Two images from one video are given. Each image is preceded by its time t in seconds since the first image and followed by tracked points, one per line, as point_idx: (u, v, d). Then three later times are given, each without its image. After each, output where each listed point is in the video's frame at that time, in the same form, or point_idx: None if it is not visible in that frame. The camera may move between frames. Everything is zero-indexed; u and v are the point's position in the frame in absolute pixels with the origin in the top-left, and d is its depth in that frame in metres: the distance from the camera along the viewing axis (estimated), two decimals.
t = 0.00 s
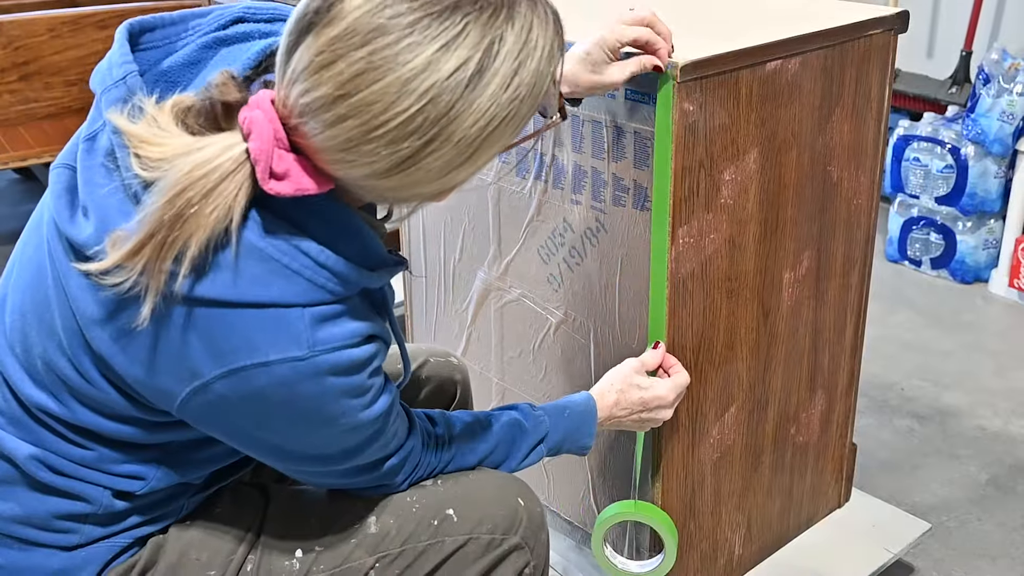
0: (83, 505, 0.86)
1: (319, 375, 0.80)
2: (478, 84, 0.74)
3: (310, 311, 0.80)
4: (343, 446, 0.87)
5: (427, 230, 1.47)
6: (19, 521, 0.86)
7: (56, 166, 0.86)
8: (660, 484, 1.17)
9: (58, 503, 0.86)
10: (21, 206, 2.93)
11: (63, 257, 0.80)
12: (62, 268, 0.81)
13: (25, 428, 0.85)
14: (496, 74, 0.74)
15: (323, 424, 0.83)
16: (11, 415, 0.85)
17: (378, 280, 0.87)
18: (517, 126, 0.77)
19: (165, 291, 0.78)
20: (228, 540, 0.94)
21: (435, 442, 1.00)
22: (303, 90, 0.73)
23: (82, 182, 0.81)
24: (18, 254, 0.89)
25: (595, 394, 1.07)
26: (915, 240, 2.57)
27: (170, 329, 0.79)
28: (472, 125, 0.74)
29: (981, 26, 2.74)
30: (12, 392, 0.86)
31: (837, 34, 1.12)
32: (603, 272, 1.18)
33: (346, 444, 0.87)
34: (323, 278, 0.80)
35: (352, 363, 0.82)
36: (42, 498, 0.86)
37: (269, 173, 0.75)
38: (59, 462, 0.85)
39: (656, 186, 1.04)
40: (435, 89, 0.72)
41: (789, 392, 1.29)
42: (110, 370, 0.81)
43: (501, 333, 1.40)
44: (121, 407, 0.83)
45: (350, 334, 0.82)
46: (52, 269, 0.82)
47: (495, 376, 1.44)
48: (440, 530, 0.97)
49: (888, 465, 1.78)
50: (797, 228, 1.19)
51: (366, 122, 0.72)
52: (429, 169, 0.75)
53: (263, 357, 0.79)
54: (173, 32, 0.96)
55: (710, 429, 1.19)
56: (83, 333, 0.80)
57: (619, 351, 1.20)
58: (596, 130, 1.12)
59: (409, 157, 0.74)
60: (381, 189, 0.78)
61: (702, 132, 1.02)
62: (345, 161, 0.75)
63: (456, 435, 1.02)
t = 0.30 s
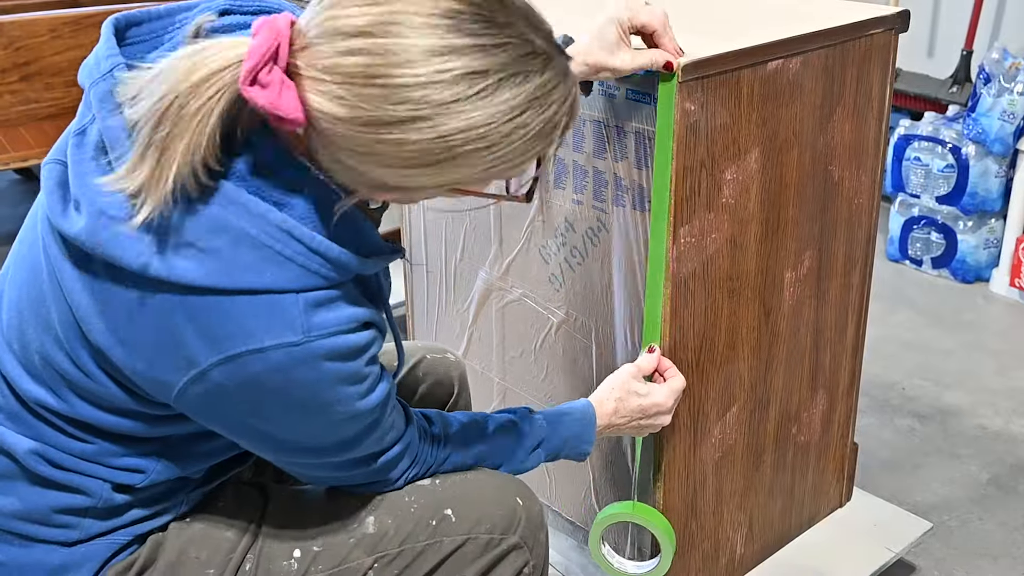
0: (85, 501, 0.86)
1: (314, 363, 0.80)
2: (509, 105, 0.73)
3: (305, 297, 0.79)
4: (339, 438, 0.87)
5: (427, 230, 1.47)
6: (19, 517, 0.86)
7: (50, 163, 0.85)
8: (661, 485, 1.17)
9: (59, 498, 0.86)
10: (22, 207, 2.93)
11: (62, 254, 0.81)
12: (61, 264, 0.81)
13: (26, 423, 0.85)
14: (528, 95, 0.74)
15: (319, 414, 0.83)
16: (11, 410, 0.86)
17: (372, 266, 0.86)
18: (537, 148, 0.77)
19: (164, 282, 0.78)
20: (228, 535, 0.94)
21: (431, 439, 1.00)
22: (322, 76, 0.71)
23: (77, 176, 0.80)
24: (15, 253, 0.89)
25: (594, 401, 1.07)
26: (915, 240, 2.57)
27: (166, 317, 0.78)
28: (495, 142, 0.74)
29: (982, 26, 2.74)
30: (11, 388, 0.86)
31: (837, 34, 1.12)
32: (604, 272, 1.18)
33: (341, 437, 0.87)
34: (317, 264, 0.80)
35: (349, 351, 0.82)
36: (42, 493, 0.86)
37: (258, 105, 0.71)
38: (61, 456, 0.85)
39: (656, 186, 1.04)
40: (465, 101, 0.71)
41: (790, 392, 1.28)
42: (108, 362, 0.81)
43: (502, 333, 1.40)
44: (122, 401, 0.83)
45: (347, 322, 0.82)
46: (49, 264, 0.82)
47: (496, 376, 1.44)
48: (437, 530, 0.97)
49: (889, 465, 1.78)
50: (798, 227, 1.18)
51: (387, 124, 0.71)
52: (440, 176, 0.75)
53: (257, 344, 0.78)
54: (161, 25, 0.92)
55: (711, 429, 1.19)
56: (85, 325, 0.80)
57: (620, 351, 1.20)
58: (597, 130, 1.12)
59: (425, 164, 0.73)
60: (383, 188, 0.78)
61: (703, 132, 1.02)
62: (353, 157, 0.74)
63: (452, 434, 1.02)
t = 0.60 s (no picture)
0: (80, 482, 0.86)
1: (376, 391, 0.80)
2: (630, 229, 0.74)
3: (385, 329, 0.80)
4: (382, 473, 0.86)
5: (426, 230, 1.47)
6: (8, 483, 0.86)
7: (178, 156, 0.87)
8: (661, 485, 1.17)
9: (55, 474, 0.86)
10: (21, 206, 2.93)
11: (162, 238, 0.81)
12: (160, 249, 0.81)
13: (61, 395, 0.85)
14: (651, 229, 0.75)
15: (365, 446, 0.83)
16: (54, 377, 0.85)
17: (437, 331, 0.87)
18: (630, 280, 0.77)
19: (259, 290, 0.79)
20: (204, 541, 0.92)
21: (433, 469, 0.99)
22: (487, 137, 0.74)
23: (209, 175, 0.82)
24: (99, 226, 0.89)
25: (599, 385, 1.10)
26: (915, 240, 2.56)
27: (240, 317, 0.79)
28: (601, 256, 0.74)
29: (981, 26, 2.75)
30: (65, 356, 0.85)
31: (837, 34, 1.13)
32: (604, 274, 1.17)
33: (378, 486, 0.87)
34: (406, 303, 0.81)
35: (410, 391, 0.83)
36: (43, 466, 0.86)
37: (422, 150, 0.74)
38: (77, 434, 0.85)
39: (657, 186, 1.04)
40: (590, 207, 0.73)
41: (790, 392, 1.29)
42: (182, 352, 0.82)
43: (501, 333, 1.40)
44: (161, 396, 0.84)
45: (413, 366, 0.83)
46: (144, 242, 0.82)
47: (495, 376, 1.44)
48: (418, 553, 0.98)
49: (889, 465, 1.78)
50: (798, 227, 1.19)
51: (513, 193, 0.73)
52: (533, 266, 0.75)
53: (330, 359, 0.79)
54: (318, 71, 0.92)
55: (712, 428, 1.19)
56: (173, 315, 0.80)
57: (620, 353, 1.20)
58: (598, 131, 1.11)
59: (529, 247, 0.73)
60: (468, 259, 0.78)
61: (703, 131, 1.02)
62: (464, 219, 0.76)
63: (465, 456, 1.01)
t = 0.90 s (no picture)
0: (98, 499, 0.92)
1: (408, 460, 0.85)
2: (687, 354, 0.78)
3: (428, 400, 0.85)
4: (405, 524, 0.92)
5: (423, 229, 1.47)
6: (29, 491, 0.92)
7: (242, 192, 0.91)
8: (660, 485, 1.17)
9: (74, 488, 0.91)
10: (20, 206, 2.93)
11: (214, 280, 0.85)
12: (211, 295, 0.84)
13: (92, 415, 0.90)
14: (707, 354, 0.79)
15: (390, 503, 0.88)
16: (87, 395, 0.90)
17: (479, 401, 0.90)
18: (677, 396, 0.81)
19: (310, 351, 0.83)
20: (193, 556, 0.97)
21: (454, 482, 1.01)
22: (554, 250, 0.77)
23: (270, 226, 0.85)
24: (147, 242, 0.93)
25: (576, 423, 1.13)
26: (914, 240, 2.56)
27: (285, 372, 0.83)
28: (653, 378, 0.78)
29: (981, 25, 2.75)
30: (98, 377, 0.89)
31: (837, 34, 1.13)
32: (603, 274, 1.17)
33: (399, 530, 0.93)
34: (451, 376, 0.85)
35: (440, 458, 0.87)
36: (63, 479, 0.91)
37: (488, 255, 0.76)
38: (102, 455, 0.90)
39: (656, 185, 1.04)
40: (650, 332, 0.76)
41: (789, 392, 1.29)
42: (218, 395, 0.86)
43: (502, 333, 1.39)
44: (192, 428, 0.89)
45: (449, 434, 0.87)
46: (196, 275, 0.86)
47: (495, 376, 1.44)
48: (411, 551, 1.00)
49: (888, 464, 1.78)
50: (797, 227, 1.19)
51: (575, 310, 0.76)
52: (584, 374, 0.78)
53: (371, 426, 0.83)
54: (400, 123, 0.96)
55: (711, 428, 1.19)
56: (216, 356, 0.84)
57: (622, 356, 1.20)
58: (598, 130, 1.11)
59: (584, 361, 0.77)
60: (522, 362, 0.82)
61: (702, 131, 1.02)
62: (523, 326, 0.79)
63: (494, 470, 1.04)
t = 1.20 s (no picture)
0: (121, 500, 0.92)
1: (458, 483, 0.83)
2: (733, 424, 0.80)
3: (480, 431, 0.84)
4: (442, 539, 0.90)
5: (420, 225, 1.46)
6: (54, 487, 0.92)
7: (308, 211, 0.92)
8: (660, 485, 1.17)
9: (100, 488, 0.91)
10: (20, 206, 2.93)
11: (272, 295, 0.86)
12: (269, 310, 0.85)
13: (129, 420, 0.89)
14: (750, 426, 0.81)
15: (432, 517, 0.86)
16: (126, 396, 0.89)
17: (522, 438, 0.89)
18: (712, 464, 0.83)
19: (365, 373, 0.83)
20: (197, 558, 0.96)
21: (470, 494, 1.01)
22: (620, 302, 0.79)
23: (335, 252, 0.86)
24: (203, 252, 0.93)
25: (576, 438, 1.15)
26: (915, 240, 2.56)
27: (339, 392, 0.83)
28: (698, 443, 0.80)
29: (981, 26, 2.75)
30: (140, 380, 0.89)
31: (837, 34, 1.13)
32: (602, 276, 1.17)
33: (435, 543, 0.91)
34: (504, 410, 0.84)
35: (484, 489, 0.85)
36: (90, 478, 0.91)
37: (556, 305, 0.79)
38: (133, 456, 0.90)
39: (655, 186, 1.04)
40: (705, 400, 0.78)
41: (789, 393, 1.28)
42: (264, 409, 0.86)
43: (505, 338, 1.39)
44: (233, 442, 0.89)
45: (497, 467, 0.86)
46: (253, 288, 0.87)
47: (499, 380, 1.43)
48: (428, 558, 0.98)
49: (888, 465, 1.78)
50: (798, 228, 1.19)
51: (635, 370, 0.77)
52: (632, 432, 0.79)
53: (422, 449, 0.82)
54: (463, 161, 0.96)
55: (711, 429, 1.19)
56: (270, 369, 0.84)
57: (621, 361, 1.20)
58: (597, 131, 1.11)
59: (638, 418, 0.78)
60: (570, 412, 0.83)
61: (702, 132, 1.02)
62: (578, 377, 0.80)
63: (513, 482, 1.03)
